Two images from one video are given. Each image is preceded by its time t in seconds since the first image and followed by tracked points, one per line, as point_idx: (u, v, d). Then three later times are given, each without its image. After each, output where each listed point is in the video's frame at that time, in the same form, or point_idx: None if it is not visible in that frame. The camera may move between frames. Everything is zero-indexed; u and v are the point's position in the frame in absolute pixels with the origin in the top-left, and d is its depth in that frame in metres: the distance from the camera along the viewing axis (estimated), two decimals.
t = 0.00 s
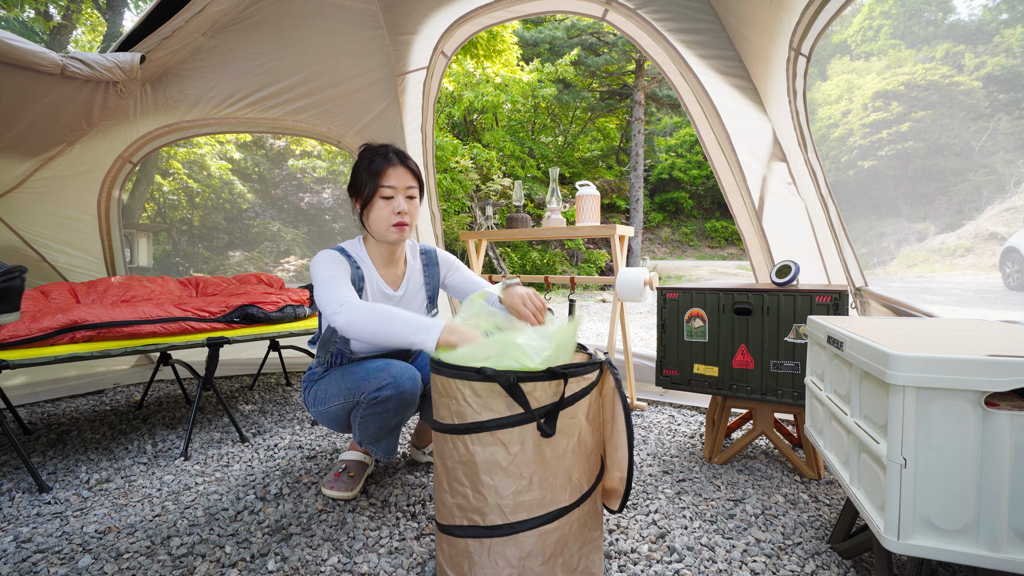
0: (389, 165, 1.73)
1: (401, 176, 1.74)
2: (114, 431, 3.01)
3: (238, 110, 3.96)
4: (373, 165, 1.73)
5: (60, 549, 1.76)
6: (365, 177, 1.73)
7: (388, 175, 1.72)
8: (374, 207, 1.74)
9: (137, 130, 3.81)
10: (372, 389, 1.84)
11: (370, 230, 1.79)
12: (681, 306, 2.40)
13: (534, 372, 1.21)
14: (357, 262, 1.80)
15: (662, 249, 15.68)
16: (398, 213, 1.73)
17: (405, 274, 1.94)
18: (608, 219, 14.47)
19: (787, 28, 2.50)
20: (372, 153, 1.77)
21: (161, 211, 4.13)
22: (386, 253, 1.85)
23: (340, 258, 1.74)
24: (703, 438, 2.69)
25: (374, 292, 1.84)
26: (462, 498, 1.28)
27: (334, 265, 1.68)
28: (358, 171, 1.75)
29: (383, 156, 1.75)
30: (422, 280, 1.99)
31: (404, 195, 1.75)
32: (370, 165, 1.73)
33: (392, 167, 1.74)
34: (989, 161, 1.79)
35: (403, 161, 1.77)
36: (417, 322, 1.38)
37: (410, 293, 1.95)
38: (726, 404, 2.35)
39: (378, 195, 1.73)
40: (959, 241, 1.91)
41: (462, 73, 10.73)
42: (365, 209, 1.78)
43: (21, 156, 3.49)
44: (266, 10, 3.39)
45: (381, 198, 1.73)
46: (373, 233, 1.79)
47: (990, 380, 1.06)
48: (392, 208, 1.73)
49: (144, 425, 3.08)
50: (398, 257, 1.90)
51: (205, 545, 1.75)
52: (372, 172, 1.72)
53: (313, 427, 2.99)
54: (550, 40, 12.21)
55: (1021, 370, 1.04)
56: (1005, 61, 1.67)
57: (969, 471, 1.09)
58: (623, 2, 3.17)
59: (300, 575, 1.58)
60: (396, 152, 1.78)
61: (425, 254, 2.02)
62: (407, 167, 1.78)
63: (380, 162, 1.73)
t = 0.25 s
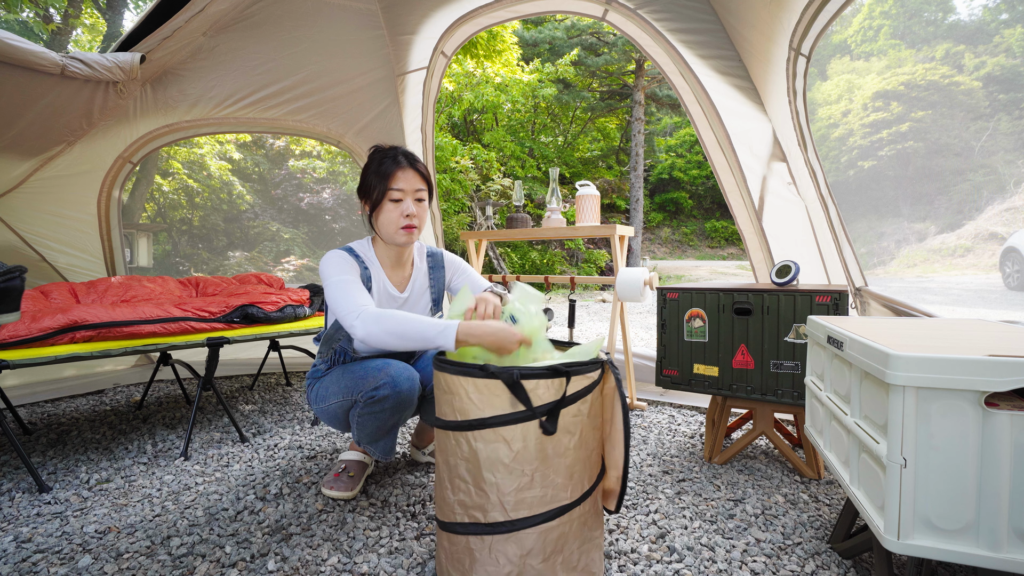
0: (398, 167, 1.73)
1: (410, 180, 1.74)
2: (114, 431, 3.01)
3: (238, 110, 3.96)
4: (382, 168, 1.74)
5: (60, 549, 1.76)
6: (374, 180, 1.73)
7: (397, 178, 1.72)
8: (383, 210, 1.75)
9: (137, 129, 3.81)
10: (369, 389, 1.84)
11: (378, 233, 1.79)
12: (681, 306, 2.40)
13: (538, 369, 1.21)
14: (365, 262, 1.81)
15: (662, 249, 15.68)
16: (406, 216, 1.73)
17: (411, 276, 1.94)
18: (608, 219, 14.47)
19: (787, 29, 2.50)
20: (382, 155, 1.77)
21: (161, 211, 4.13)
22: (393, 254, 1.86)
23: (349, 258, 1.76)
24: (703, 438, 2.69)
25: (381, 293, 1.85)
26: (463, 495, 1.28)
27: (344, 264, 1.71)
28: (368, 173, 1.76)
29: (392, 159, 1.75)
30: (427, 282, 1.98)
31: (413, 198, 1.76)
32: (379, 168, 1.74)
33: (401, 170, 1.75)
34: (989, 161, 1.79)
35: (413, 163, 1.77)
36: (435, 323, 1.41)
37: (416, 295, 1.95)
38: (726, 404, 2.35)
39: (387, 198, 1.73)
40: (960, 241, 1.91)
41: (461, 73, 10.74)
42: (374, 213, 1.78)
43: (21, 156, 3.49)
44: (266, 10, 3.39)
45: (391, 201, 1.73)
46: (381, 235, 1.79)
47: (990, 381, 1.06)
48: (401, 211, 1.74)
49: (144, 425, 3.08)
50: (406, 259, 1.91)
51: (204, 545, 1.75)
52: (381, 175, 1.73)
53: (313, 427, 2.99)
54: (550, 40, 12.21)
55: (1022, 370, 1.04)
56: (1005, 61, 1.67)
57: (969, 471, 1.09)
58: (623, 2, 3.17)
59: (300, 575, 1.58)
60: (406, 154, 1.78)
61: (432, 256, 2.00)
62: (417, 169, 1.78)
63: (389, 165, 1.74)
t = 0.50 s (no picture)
0: (405, 168, 1.74)
1: (417, 180, 1.75)
2: (114, 431, 3.01)
3: (238, 110, 3.96)
4: (389, 169, 1.74)
5: (60, 549, 1.76)
6: (381, 181, 1.74)
7: (405, 179, 1.73)
8: (390, 211, 1.74)
9: (137, 129, 3.81)
10: (376, 390, 1.84)
11: (386, 234, 1.79)
12: (681, 306, 2.40)
13: (545, 365, 1.21)
14: (373, 262, 1.81)
15: (662, 249, 15.68)
16: (414, 216, 1.73)
17: (418, 276, 1.93)
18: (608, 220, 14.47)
19: (787, 29, 2.50)
20: (389, 156, 1.77)
21: (161, 211, 4.13)
22: (400, 255, 1.85)
23: (356, 257, 1.75)
24: (703, 438, 2.69)
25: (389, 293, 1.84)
26: (466, 490, 1.28)
27: (352, 264, 1.71)
28: (375, 175, 1.76)
29: (399, 160, 1.75)
30: (433, 282, 1.98)
31: (421, 198, 1.75)
32: (386, 168, 1.74)
33: (409, 171, 1.75)
34: (989, 161, 1.79)
35: (420, 164, 1.78)
36: (435, 323, 1.43)
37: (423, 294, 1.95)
38: (726, 404, 2.35)
39: (394, 199, 1.73)
40: (959, 241, 1.91)
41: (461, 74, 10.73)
42: (381, 213, 1.78)
43: (20, 156, 3.49)
44: (266, 10, 3.39)
45: (398, 202, 1.73)
46: (388, 236, 1.79)
47: (990, 381, 1.06)
48: (408, 211, 1.73)
49: (144, 425, 3.08)
50: (412, 260, 1.90)
51: (205, 545, 1.75)
52: (389, 175, 1.73)
53: (313, 427, 2.99)
54: (550, 40, 12.22)
55: (1021, 370, 1.04)
56: (1005, 61, 1.67)
57: (969, 470, 1.09)
58: (623, 2, 3.18)
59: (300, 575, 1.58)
60: (413, 155, 1.78)
61: (437, 257, 2.00)
62: (424, 170, 1.78)
63: (397, 165, 1.74)
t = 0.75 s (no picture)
0: (409, 169, 1.74)
1: (421, 181, 1.74)
2: (114, 431, 3.01)
3: (238, 109, 3.96)
4: (393, 169, 1.74)
5: (60, 549, 1.76)
6: (385, 181, 1.74)
7: (408, 179, 1.72)
8: (393, 211, 1.75)
9: (137, 129, 3.81)
10: (375, 388, 1.83)
11: (388, 234, 1.79)
12: (681, 306, 2.40)
13: (532, 374, 1.20)
14: (373, 262, 1.82)
15: (661, 249, 15.69)
16: (416, 217, 1.73)
17: (420, 277, 1.93)
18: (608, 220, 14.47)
19: (787, 29, 2.50)
20: (394, 157, 1.77)
21: (161, 211, 4.13)
22: (402, 255, 1.85)
23: (356, 258, 1.76)
24: (703, 438, 2.69)
25: (388, 293, 1.85)
26: (460, 501, 1.28)
27: (350, 264, 1.71)
28: (379, 175, 1.76)
29: (403, 160, 1.75)
30: (434, 282, 1.98)
31: (424, 199, 1.75)
32: (390, 169, 1.74)
33: (413, 171, 1.75)
34: (989, 161, 1.79)
35: (423, 164, 1.77)
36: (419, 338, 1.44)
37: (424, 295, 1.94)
38: (726, 404, 2.35)
39: (397, 199, 1.73)
40: (959, 241, 1.90)
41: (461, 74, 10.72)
42: (384, 213, 1.78)
43: (21, 156, 3.49)
44: (266, 10, 3.39)
45: (401, 202, 1.73)
46: (390, 236, 1.79)
47: (990, 380, 1.06)
48: (411, 212, 1.73)
49: (144, 425, 3.08)
50: (415, 261, 1.90)
51: (205, 545, 1.75)
52: (393, 175, 1.73)
53: (313, 427, 2.99)
54: (550, 40, 12.22)
55: (1022, 370, 1.03)
56: (1005, 61, 1.67)
57: (969, 470, 1.09)
58: (623, 2, 3.18)
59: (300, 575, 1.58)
60: (417, 156, 1.78)
61: (439, 257, 1.99)
62: (428, 170, 1.78)
63: (401, 166, 1.74)
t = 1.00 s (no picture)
0: (407, 169, 1.74)
1: (418, 181, 1.74)
2: (114, 431, 3.01)
3: (238, 109, 3.96)
4: (391, 169, 1.74)
5: (60, 549, 1.76)
6: (383, 181, 1.74)
7: (405, 180, 1.72)
8: (390, 211, 1.75)
9: (137, 129, 3.81)
10: (374, 387, 1.84)
11: (385, 234, 1.79)
12: (681, 306, 2.41)
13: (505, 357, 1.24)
14: (370, 262, 1.82)
15: (662, 249, 15.69)
16: (413, 217, 1.73)
17: (418, 277, 1.93)
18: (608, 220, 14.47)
19: (787, 29, 2.51)
20: (392, 157, 1.77)
21: (161, 211, 4.13)
22: (400, 255, 1.85)
23: (353, 257, 1.77)
24: (703, 438, 2.69)
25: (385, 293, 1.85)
26: (456, 492, 1.27)
27: (346, 264, 1.72)
28: (377, 175, 1.76)
29: (401, 160, 1.75)
30: (433, 283, 1.97)
31: (421, 200, 1.75)
32: (387, 169, 1.75)
33: (410, 172, 1.75)
34: (989, 161, 1.79)
35: (421, 165, 1.77)
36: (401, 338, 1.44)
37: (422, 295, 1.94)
38: (726, 403, 2.35)
39: (395, 199, 1.73)
40: (959, 241, 1.90)
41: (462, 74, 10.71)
42: (382, 214, 1.78)
43: (21, 156, 3.49)
44: (266, 10, 3.39)
45: (398, 202, 1.73)
46: (388, 236, 1.79)
47: (990, 380, 1.06)
48: (408, 212, 1.73)
49: (144, 425, 3.08)
50: (413, 261, 1.90)
51: (205, 545, 1.75)
52: (391, 176, 1.73)
53: (313, 427, 2.99)
54: (550, 40, 12.22)
55: (1022, 370, 1.04)
56: (1005, 61, 1.67)
57: (969, 470, 1.09)
58: (623, 2, 3.18)
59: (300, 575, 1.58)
60: (415, 156, 1.78)
61: (438, 258, 1.98)
62: (426, 171, 1.78)
63: (399, 167, 1.74)
